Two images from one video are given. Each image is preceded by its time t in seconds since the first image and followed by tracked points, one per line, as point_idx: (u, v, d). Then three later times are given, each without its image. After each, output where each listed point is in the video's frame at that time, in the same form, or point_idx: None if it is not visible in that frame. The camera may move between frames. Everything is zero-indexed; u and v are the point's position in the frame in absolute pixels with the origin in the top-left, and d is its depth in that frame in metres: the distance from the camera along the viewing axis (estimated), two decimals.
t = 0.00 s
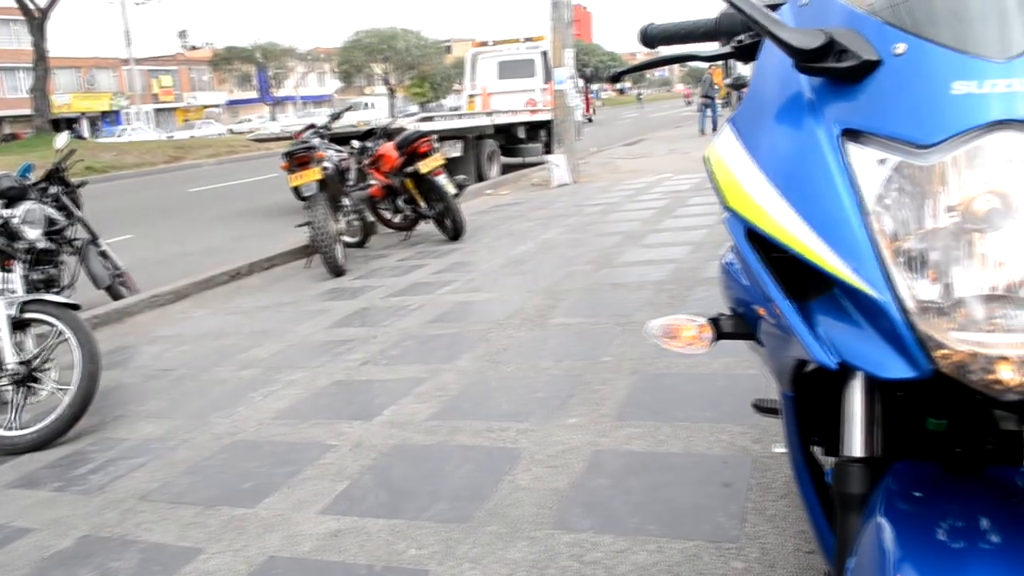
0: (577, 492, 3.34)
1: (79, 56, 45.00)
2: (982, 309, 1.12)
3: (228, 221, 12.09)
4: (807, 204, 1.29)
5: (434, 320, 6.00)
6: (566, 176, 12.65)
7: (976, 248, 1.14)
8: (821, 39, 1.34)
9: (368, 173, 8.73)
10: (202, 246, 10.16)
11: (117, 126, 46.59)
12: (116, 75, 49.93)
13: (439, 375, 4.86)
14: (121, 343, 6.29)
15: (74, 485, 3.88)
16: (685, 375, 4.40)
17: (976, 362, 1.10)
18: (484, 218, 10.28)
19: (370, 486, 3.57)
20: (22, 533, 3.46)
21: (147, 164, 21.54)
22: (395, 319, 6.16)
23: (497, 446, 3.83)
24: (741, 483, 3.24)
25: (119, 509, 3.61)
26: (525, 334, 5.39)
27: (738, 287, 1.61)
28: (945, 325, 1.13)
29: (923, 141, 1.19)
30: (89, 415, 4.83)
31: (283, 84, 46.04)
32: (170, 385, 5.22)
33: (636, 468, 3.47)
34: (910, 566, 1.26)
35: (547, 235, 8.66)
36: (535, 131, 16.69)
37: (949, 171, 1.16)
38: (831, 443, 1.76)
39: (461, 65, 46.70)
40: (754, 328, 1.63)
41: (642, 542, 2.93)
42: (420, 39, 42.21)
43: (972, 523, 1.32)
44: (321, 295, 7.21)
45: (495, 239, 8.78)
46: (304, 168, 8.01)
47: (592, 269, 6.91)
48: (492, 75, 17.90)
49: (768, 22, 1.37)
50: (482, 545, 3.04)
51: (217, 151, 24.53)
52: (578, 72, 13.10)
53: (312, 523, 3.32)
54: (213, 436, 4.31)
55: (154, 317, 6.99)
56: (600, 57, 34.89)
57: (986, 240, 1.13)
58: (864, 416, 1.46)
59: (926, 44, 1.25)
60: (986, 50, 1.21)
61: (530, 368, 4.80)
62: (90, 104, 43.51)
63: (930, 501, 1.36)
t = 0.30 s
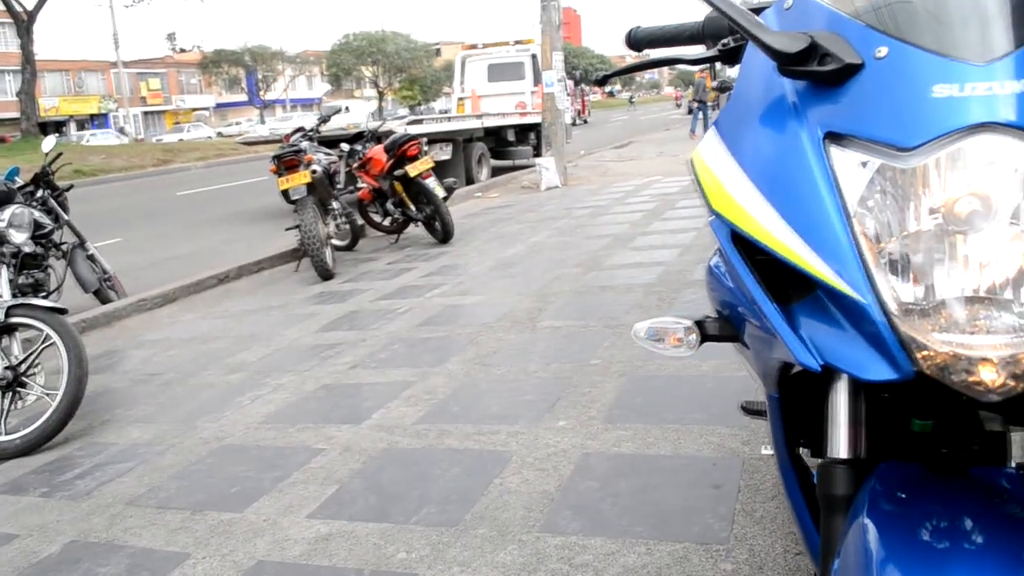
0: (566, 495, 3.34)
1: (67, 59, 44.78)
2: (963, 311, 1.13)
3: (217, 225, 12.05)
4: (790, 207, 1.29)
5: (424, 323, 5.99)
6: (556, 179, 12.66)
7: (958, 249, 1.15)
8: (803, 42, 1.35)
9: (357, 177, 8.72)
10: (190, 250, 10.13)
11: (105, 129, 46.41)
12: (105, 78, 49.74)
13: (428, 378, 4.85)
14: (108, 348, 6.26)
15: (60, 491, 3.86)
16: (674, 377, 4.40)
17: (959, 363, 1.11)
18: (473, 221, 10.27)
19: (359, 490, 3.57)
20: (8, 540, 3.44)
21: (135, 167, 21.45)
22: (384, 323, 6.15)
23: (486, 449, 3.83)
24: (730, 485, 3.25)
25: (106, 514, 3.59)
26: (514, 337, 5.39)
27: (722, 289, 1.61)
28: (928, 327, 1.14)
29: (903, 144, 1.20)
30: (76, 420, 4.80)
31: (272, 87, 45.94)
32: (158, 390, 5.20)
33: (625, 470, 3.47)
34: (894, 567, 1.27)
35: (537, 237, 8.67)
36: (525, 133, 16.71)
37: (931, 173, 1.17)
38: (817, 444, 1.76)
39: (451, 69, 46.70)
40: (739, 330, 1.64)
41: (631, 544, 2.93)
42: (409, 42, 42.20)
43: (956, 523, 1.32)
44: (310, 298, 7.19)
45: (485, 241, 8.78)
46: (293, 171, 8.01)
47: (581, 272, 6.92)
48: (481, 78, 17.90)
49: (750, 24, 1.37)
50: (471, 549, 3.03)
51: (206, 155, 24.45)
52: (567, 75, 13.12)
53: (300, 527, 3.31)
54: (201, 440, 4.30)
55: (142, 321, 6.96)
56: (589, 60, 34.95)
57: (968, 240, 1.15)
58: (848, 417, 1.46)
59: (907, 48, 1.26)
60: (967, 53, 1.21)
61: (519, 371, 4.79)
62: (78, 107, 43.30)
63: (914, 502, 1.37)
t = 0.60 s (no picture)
0: (554, 495, 3.34)
1: (53, 61, 44.53)
2: (942, 308, 1.14)
3: (205, 227, 12.02)
4: (770, 206, 1.30)
5: (412, 325, 5.99)
6: (544, 180, 12.67)
7: (937, 247, 1.16)
8: (784, 42, 1.35)
9: (345, 178, 8.72)
10: (178, 252, 10.10)
11: (92, 131, 46.17)
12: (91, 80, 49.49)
13: (416, 379, 4.85)
14: (95, 351, 6.23)
15: (47, 494, 3.84)
16: (662, 377, 4.42)
17: (939, 359, 1.12)
18: (462, 222, 10.28)
19: (347, 491, 3.56)
20: None
21: (122, 169, 21.36)
22: (373, 324, 6.14)
23: (474, 449, 3.84)
24: (717, 484, 3.26)
25: (93, 518, 3.58)
26: (502, 338, 5.40)
27: (705, 289, 1.62)
28: (908, 324, 1.15)
29: (882, 143, 1.21)
30: (63, 423, 4.78)
31: (260, 88, 45.82)
32: (145, 393, 5.18)
33: (613, 470, 3.48)
34: (876, 564, 1.28)
35: (525, 238, 8.68)
36: (513, 135, 16.72)
37: (909, 173, 1.18)
38: (801, 442, 1.77)
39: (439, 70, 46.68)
40: (722, 328, 1.64)
41: (618, 544, 2.94)
42: (398, 43, 42.17)
43: (937, 519, 1.33)
44: (299, 300, 7.18)
45: (473, 242, 8.78)
46: (280, 173, 8.00)
47: (569, 273, 6.93)
48: (469, 79, 17.91)
49: (730, 25, 1.38)
50: (459, 549, 3.03)
51: (193, 157, 24.37)
52: (555, 76, 13.14)
53: (289, 529, 3.30)
54: (189, 443, 4.28)
55: (130, 323, 6.93)
56: (577, 61, 34.98)
57: (947, 238, 1.16)
58: (831, 414, 1.47)
59: (886, 48, 1.27)
60: (944, 53, 1.22)
61: (508, 371, 4.80)
62: (65, 109, 43.06)
63: (896, 498, 1.38)
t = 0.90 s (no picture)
0: (542, 497, 3.35)
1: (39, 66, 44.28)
2: (920, 308, 1.15)
3: (193, 231, 11.98)
4: (752, 207, 1.30)
5: (401, 328, 5.98)
6: (533, 182, 12.68)
7: (914, 247, 1.17)
8: (762, 45, 1.36)
9: (333, 182, 8.72)
10: (166, 257, 10.06)
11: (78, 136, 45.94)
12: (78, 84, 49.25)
13: (405, 383, 4.84)
14: (82, 356, 6.20)
15: (33, 502, 3.82)
16: (650, 379, 4.43)
17: (915, 359, 1.13)
18: (451, 225, 10.28)
19: (335, 496, 3.55)
20: None
21: (109, 174, 21.26)
22: (361, 328, 6.13)
23: (462, 452, 3.84)
24: (704, 485, 3.27)
25: (80, 524, 3.56)
26: (491, 341, 5.40)
27: (687, 290, 1.62)
28: (886, 323, 1.16)
29: (860, 144, 1.22)
30: (49, 430, 4.75)
31: (248, 92, 45.73)
32: (133, 398, 5.16)
33: (601, 472, 3.48)
34: (858, 562, 1.28)
35: (513, 241, 8.68)
36: (502, 137, 16.73)
37: (886, 174, 1.19)
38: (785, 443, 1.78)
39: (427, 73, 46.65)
40: (704, 330, 1.65)
41: (607, 546, 2.94)
42: (386, 46, 42.14)
43: (917, 518, 1.34)
44: (287, 304, 7.17)
45: (462, 245, 8.78)
46: (268, 177, 8.01)
47: (558, 275, 6.94)
48: (457, 82, 17.92)
49: (710, 27, 1.38)
50: (448, 552, 3.03)
51: (180, 161, 24.26)
52: (543, 79, 13.15)
53: (276, 534, 3.29)
54: (177, 448, 4.27)
55: (117, 329, 6.90)
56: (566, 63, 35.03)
57: (925, 238, 1.16)
58: (813, 414, 1.48)
59: (863, 50, 1.28)
60: (920, 54, 1.23)
61: (496, 374, 4.80)
62: (51, 114, 42.83)
63: (878, 497, 1.39)
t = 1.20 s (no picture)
0: (531, 499, 3.35)
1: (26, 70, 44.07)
2: (898, 306, 1.16)
3: (182, 236, 11.95)
4: (732, 207, 1.31)
5: (390, 332, 5.98)
6: (522, 185, 12.69)
7: (893, 247, 1.18)
8: (741, 46, 1.37)
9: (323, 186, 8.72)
10: (155, 261, 10.04)
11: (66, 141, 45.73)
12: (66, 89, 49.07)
13: (394, 386, 4.84)
14: (70, 362, 6.18)
15: (22, 508, 3.80)
16: (639, 380, 4.44)
17: (894, 356, 1.15)
18: (441, 228, 10.27)
19: (324, 499, 3.55)
20: None
21: (97, 179, 21.18)
22: (351, 331, 6.13)
23: (451, 455, 3.84)
24: (693, 485, 3.28)
25: (69, 530, 3.54)
26: (480, 344, 5.40)
27: (670, 291, 1.63)
28: (864, 322, 1.17)
29: (837, 143, 1.23)
30: (38, 436, 4.73)
31: (236, 96, 45.61)
32: (122, 403, 5.14)
33: (590, 473, 3.49)
34: (840, 559, 1.29)
35: (503, 244, 8.68)
36: (491, 140, 16.75)
37: (865, 172, 1.20)
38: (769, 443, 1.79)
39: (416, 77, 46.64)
40: (688, 331, 1.66)
41: (596, 546, 2.95)
42: (375, 49, 42.11)
43: (900, 514, 1.35)
44: (277, 308, 7.15)
45: (452, 248, 8.78)
46: (258, 181, 7.97)
47: (547, 277, 6.95)
48: (446, 85, 17.92)
49: (690, 29, 1.39)
50: (437, 555, 3.03)
51: (169, 165, 24.18)
52: (532, 82, 13.17)
53: (266, 538, 3.29)
54: (166, 453, 4.26)
55: (106, 334, 6.88)
56: (556, 66, 35.08)
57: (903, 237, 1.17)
58: (795, 412, 1.49)
59: (840, 51, 1.29)
60: (897, 55, 1.24)
61: (486, 377, 4.80)
62: (38, 119, 42.64)
63: (862, 494, 1.40)
